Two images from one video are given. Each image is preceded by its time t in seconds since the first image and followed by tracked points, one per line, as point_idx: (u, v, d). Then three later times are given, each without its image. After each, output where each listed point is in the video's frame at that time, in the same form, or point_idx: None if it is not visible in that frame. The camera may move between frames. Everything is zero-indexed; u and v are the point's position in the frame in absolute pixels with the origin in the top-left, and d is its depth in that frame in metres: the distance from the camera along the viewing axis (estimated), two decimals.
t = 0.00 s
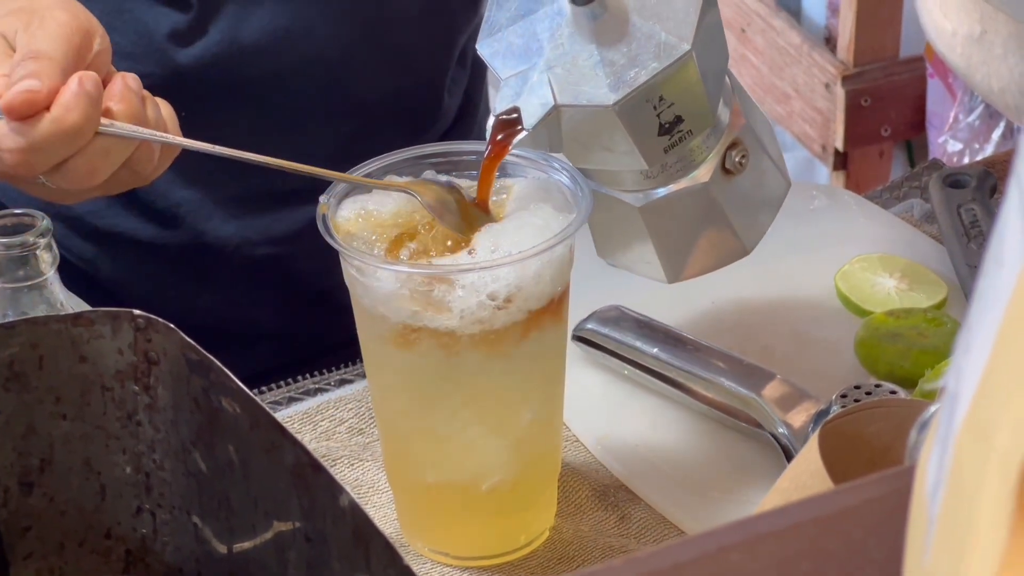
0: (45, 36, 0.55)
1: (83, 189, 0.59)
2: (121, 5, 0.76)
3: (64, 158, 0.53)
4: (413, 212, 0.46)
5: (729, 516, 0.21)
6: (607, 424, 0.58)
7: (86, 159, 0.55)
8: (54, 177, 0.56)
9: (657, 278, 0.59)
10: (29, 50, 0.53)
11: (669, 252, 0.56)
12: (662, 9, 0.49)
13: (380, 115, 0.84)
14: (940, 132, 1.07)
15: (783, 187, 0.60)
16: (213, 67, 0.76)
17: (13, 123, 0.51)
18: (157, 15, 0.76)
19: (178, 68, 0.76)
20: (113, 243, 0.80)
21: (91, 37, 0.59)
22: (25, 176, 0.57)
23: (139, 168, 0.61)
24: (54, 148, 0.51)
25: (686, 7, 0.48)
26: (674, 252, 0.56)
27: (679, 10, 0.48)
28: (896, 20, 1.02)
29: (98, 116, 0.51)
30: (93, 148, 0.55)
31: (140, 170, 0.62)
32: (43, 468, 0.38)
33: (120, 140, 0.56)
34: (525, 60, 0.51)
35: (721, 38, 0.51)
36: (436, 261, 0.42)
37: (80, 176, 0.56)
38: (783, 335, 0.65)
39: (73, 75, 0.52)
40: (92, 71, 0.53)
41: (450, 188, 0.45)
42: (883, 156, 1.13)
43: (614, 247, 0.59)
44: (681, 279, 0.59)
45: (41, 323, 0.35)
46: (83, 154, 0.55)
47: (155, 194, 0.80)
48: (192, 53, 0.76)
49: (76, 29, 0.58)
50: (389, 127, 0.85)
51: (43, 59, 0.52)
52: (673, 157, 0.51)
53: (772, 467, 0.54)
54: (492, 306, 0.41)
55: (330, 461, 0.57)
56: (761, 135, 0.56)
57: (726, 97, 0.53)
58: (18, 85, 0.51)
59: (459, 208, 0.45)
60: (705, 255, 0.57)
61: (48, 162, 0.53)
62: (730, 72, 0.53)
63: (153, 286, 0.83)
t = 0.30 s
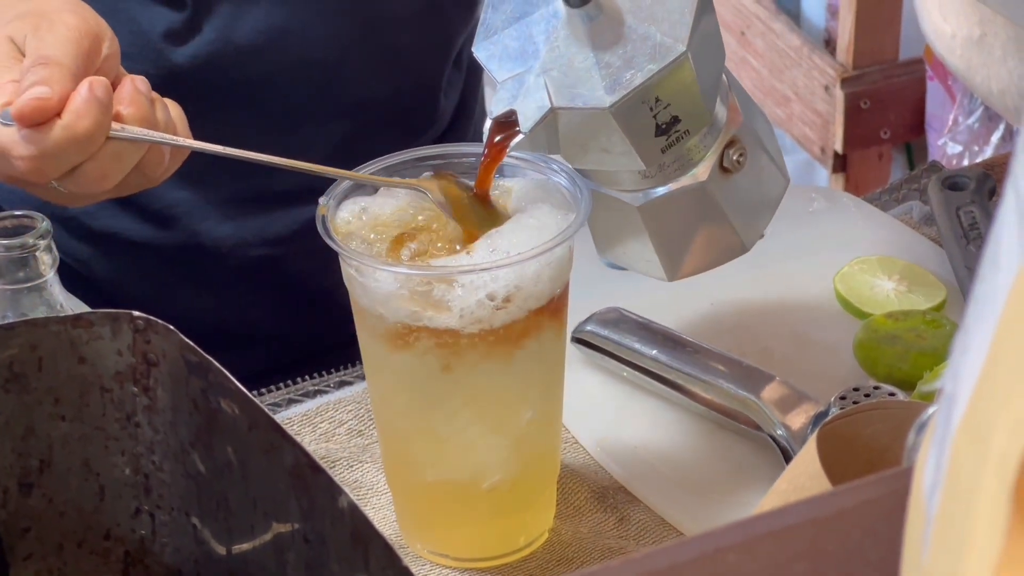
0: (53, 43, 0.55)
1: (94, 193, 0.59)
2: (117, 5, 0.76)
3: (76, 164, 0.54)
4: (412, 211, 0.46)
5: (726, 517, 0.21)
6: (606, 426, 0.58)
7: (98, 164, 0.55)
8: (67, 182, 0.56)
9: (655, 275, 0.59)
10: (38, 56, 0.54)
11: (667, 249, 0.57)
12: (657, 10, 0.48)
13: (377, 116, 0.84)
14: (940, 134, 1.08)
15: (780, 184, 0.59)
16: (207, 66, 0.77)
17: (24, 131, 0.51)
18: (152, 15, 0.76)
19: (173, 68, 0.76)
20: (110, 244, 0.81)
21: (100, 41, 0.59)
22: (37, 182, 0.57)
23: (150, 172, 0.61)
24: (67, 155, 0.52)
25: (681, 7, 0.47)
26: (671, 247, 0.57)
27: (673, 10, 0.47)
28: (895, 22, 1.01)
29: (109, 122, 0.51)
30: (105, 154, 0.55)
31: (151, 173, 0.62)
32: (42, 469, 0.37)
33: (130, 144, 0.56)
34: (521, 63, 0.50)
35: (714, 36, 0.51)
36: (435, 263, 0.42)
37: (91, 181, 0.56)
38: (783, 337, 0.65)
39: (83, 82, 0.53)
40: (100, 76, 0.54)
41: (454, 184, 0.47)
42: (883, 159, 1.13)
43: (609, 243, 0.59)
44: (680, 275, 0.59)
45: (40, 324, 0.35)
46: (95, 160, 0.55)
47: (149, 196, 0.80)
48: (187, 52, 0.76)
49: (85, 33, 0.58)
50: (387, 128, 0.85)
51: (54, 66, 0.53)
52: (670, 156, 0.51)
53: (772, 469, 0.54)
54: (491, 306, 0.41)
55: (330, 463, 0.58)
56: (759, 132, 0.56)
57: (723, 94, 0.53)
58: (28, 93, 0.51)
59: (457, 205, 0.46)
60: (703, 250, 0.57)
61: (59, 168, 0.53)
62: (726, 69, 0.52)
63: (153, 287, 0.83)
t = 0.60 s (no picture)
0: (55, 44, 0.56)
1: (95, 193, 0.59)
2: (117, 4, 0.77)
3: (78, 165, 0.54)
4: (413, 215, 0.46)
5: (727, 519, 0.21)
6: (607, 429, 0.58)
7: (99, 164, 0.55)
8: (69, 183, 0.57)
9: (649, 275, 0.59)
10: (40, 58, 0.54)
11: (661, 249, 0.56)
12: (648, 13, 0.49)
13: (375, 117, 0.84)
14: (940, 137, 1.08)
15: (773, 183, 0.59)
16: (205, 67, 0.77)
17: (26, 132, 0.52)
18: (150, 15, 0.77)
19: (171, 67, 0.76)
20: (111, 247, 0.81)
21: (102, 41, 0.60)
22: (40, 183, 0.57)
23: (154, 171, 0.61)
24: (69, 155, 0.52)
25: (672, 9, 0.48)
26: (665, 248, 0.56)
27: (665, 13, 0.48)
28: (897, 26, 1.01)
29: (111, 123, 0.51)
30: (107, 154, 0.55)
31: (154, 172, 0.62)
32: (45, 471, 0.38)
33: (132, 144, 0.56)
34: (513, 65, 0.51)
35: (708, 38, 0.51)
36: (436, 265, 0.42)
37: (94, 180, 0.56)
38: (784, 341, 0.65)
39: (83, 82, 0.53)
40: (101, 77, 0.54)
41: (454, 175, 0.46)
42: (884, 162, 1.14)
43: (608, 245, 0.59)
44: (674, 275, 0.59)
45: (43, 326, 0.35)
46: (96, 159, 0.55)
47: (148, 197, 0.80)
48: (186, 52, 0.77)
49: (87, 33, 0.58)
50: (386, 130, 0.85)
51: (54, 68, 0.53)
52: (662, 157, 0.51)
53: (773, 472, 0.54)
54: (493, 307, 0.41)
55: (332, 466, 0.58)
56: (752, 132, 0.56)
57: (717, 94, 0.53)
58: (29, 95, 0.51)
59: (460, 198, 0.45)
60: (697, 250, 0.57)
61: (62, 169, 0.53)
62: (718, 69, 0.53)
63: (154, 288, 0.83)
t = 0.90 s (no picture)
0: (52, 46, 0.56)
1: (92, 194, 0.59)
2: (114, 5, 0.77)
3: (74, 167, 0.54)
4: (413, 217, 0.46)
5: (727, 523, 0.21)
6: (607, 432, 0.58)
7: (95, 165, 0.56)
8: (65, 184, 0.57)
9: (647, 276, 0.59)
10: (36, 60, 0.54)
11: (659, 250, 0.56)
12: (641, 16, 0.49)
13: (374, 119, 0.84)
14: (941, 141, 1.08)
15: (770, 182, 0.59)
16: (202, 68, 0.77)
17: (21, 134, 0.52)
18: (147, 14, 0.77)
19: (168, 68, 0.77)
20: (110, 249, 0.81)
21: (98, 42, 0.60)
22: (36, 185, 0.57)
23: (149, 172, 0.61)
24: (65, 155, 0.52)
25: (666, 12, 0.48)
26: (662, 250, 0.56)
27: (659, 16, 0.48)
28: (897, 30, 1.02)
29: (106, 123, 0.51)
30: (102, 154, 0.55)
31: (151, 172, 0.62)
32: (47, 474, 0.38)
33: (128, 145, 0.56)
34: (507, 69, 0.51)
35: (702, 39, 0.51)
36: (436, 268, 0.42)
37: (90, 182, 0.56)
38: (784, 344, 0.66)
39: (79, 83, 0.53)
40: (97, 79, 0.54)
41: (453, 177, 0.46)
42: (884, 166, 1.14)
43: (604, 247, 0.58)
44: (671, 276, 0.58)
45: (44, 330, 0.35)
46: (93, 160, 0.55)
47: (145, 199, 0.80)
48: (182, 52, 0.77)
49: (83, 35, 0.58)
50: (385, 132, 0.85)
51: (51, 69, 0.53)
52: (658, 159, 0.51)
53: (772, 475, 0.54)
54: (494, 310, 0.41)
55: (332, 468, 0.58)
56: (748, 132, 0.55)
57: (711, 95, 0.53)
58: (24, 96, 0.51)
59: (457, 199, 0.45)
60: (695, 252, 0.57)
61: (58, 171, 0.54)
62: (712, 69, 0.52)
63: (154, 290, 0.83)
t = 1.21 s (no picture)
0: (47, 51, 0.56)
1: (89, 198, 0.59)
2: (111, 6, 0.77)
3: (70, 172, 0.54)
4: (415, 216, 0.47)
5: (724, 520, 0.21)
6: (607, 433, 0.59)
7: (92, 170, 0.56)
8: (62, 188, 0.57)
9: (640, 272, 0.59)
10: (30, 65, 0.54)
11: (652, 247, 0.56)
12: (628, 15, 0.49)
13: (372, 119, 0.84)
14: (941, 143, 1.08)
15: (764, 178, 0.59)
16: (200, 69, 0.77)
17: (16, 141, 0.52)
18: (146, 14, 0.78)
19: (166, 69, 0.77)
20: (109, 251, 0.81)
21: (93, 47, 0.60)
22: (33, 190, 0.57)
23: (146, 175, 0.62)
24: (62, 161, 0.52)
25: (652, 10, 0.48)
26: (654, 246, 0.56)
27: (645, 14, 0.48)
28: (896, 33, 1.02)
29: (102, 128, 0.51)
30: (99, 159, 0.56)
31: (147, 176, 0.62)
32: (47, 473, 0.38)
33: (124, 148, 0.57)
34: (495, 69, 0.51)
35: (691, 35, 0.51)
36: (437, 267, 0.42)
37: (86, 187, 0.57)
38: (783, 346, 0.66)
39: (73, 89, 0.52)
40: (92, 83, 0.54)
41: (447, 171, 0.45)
42: (884, 167, 1.14)
43: (598, 246, 0.58)
44: (666, 271, 0.59)
45: (45, 329, 0.35)
46: (89, 165, 0.55)
47: (143, 201, 0.80)
48: (180, 52, 0.77)
49: (77, 39, 0.59)
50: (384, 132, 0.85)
51: (45, 75, 0.53)
52: (648, 157, 0.51)
53: (771, 474, 0.54)
54: (494, 308, 0.41)
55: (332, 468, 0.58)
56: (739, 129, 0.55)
57: (702, 90, 0.53)
58: (18, 103, 0.51)
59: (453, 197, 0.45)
60: (686, 247, 0.57)
61: (55, 177, 0.54)
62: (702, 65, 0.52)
63: (154, 291, 0.83)
